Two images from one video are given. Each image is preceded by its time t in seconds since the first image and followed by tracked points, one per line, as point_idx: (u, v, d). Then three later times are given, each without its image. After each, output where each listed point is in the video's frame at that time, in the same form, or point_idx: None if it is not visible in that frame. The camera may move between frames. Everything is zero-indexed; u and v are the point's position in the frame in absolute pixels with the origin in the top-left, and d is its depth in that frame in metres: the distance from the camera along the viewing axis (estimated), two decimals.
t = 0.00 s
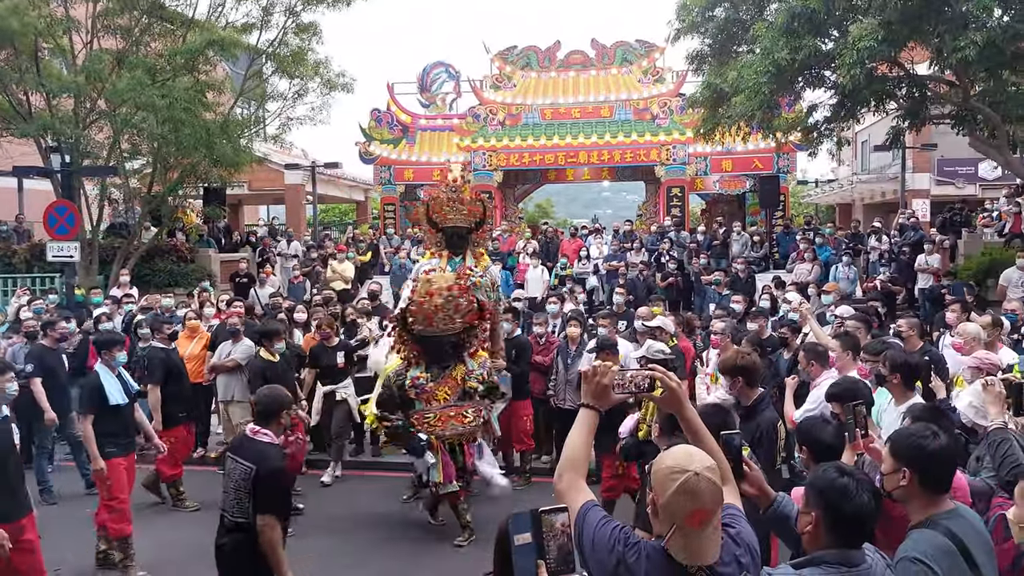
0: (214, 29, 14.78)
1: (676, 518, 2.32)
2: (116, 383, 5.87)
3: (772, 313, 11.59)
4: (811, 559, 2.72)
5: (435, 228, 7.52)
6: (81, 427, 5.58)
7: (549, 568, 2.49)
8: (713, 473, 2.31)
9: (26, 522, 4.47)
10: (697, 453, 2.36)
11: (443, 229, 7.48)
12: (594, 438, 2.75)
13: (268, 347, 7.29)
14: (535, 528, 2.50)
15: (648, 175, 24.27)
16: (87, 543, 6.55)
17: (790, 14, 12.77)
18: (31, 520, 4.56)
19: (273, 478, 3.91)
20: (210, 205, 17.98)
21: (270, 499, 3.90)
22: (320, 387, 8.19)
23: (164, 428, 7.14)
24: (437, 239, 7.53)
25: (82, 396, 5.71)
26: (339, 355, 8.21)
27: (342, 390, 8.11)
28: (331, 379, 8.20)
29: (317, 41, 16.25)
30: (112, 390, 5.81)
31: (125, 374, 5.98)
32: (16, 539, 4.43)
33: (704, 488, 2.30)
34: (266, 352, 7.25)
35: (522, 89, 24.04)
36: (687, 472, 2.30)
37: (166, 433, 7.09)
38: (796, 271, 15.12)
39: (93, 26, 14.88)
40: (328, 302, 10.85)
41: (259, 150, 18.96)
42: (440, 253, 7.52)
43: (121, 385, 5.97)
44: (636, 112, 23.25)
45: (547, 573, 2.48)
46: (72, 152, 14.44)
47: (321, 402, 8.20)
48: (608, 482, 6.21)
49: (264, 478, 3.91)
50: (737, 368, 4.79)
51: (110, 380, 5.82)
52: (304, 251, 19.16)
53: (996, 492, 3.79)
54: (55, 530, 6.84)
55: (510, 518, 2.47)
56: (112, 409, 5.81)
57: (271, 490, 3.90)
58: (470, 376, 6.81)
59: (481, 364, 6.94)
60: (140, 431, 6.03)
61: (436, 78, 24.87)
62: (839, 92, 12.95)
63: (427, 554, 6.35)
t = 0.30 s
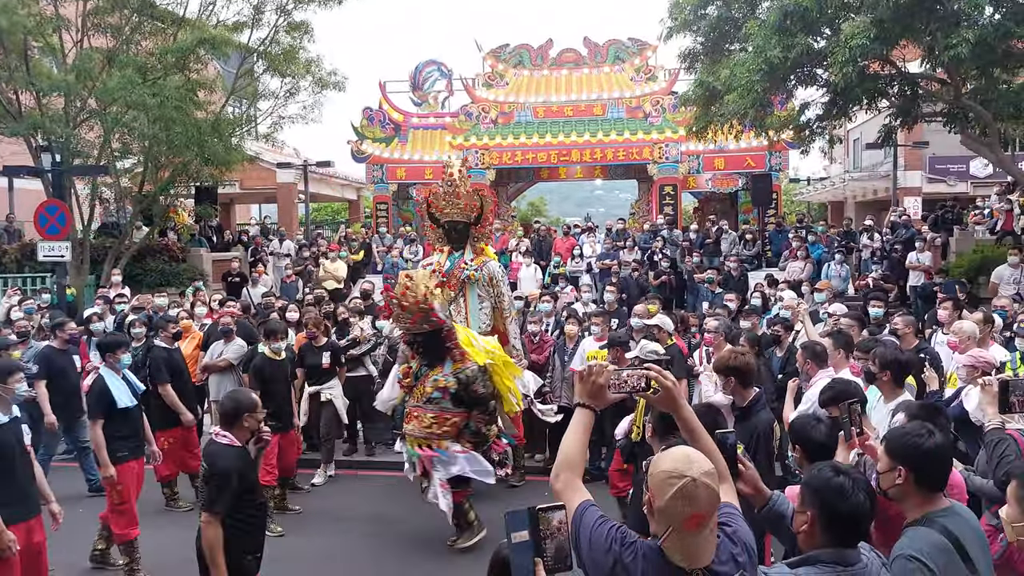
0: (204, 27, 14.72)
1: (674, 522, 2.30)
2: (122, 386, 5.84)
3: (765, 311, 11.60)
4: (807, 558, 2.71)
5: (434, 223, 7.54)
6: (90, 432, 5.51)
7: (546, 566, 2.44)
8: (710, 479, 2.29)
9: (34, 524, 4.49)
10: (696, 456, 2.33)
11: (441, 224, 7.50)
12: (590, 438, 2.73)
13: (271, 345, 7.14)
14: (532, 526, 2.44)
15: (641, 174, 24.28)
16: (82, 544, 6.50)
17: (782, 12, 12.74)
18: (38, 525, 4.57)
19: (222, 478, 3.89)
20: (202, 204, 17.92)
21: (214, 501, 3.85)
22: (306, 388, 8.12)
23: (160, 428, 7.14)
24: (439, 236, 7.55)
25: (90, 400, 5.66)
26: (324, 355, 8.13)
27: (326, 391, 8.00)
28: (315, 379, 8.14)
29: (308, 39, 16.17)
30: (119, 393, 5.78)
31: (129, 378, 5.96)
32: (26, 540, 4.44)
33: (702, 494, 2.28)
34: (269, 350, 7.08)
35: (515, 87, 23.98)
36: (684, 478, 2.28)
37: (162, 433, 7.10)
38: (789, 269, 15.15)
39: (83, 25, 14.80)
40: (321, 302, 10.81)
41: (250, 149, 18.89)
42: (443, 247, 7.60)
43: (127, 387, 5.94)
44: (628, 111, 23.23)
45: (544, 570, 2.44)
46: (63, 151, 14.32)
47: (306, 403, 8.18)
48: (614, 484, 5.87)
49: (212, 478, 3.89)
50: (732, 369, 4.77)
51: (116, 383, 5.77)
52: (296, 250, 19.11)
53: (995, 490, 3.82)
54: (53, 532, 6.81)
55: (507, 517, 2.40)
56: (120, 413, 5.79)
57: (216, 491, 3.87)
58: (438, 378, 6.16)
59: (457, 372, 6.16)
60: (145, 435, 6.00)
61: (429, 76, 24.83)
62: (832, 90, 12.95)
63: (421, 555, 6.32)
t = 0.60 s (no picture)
0: (196, 22, 14.64)
1: (671, 519, 2.28)
2: (128, 384, 5.78)
3: (758, 307, 11.61)
4: (804, 553, 2.68)
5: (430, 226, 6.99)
6: (100, 430, 5.43)
7: (547, 559, 2.37)
8: (708, 476, 2.26)
9: (29, 524, 4.44)
10: (693, 453, 2.30)
11: (437, 227, 6.94)
12: (587, 432, 2.70)
13: (267, 337, 6.97)
14: (534, 520, 2.36)
15: (634, 170, 24.25)
16: (76, 542, 6.48)
17: (776, 8, 12.73)
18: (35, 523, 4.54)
19: (176, 469, 3.92)
20: (194, 200, 17.85)
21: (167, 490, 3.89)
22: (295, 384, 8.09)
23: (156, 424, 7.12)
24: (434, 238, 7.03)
25: (98, 397, 5.61)
26: (311, 352, 8.02)
27: (313, 390, 8.06)
28: (302, 376, 8.12)
29: (300, 35, 16.06)
30: (126, 392, 5.73)
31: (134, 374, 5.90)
32: (21, 540, 4.40)
33: (699, 491, 2.25)
34: (263, 343, 6.94)
35: (507, 83, 24.09)
36: (682, 475, 2.25)
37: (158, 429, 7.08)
38: (782, 265, 15.16)
39: (73, 21, 14.71)
40: (315, 299, 10.75)
41: (242, 145, 18.81)
42: (440, 251, 7.04)
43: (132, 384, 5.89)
44: (621, 107, 23.19)
45: (545, 563, 2.37)
46: (53, 147, 14.21)
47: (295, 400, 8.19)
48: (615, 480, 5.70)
49: (164, 467, 3.92)
50: (723, 363, 4.75)
51: (123, 381, 5.72)
52: (288, 247, 19.06)
53: (999, 488, 3.78)
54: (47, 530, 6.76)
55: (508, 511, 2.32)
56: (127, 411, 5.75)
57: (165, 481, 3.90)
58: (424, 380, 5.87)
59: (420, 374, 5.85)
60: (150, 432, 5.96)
61: (421, 72, 24.81)
62: (825, 86, 12.94)
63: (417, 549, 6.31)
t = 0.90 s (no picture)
0: (190, 19, 14.61)
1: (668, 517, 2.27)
2: (130, 380, 5.88)
3: (752, 303, 11.62)
4: (801, 550, 2.68)
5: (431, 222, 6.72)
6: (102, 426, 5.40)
7: (546, 557, 2.36)
8: (704, 474, 2.25)
9: (21, 523, 4.43)
10: (689, 450, 2.29)
11: (436, 223, 6.66)
12: (581, 430, 2.68)
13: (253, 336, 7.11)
14: (532, 518, 2.34)
15: (629, 166, 24.26)
16: (70, 538, 6.45)
17: (770, 4, 12.74)
18: (25, 522, 4.52)
19: (137, 457, 4.00)
20: (188, 197, 17.81)
21: (134, 477, 3.97)
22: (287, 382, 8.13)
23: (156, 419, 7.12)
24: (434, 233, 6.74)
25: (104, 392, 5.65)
26: (302, 348, 8.15)
27: (306, 385, 8.09)
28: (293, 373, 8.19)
29: (294, 31, 16.03)
30: (129, 388, 5.85)
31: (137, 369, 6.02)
32: (13, 539, 4.39)
33: (695, 489, 2.25)
34: (249, 341, 7.05)
35: (503, 79, 23.86)
36: (678, 473, 2.24)
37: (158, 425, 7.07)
38: (776, 260, 15.18)
39: (67, 17, 14.64)
40: (309, 297, 10.73)
41: (236, 142, 18.77)
42: (442, 248, 6.72)
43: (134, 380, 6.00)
44: (616, 103, 23.19)
45: (544, 561, 2.35)
46: (47, 144, 14.14)
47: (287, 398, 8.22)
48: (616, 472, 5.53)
49: (130, 455, 4.01)
50: (718, 358, 4.76)
51: (126, 375, 5.84)
52: (283, 244, 19.03)
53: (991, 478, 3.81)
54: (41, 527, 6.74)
55: (506, 507, 2.31)
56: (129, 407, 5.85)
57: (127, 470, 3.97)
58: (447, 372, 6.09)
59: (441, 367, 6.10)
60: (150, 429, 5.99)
61: (416, 69, 24.76)
62: (819, 82, 12.95)
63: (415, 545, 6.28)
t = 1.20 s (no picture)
0: (185, 15, 14.59)
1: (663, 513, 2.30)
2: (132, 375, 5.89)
3: (747, 299, 11.66)
4: (794, 546, 2.72)
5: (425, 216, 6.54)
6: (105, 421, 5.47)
7: (542, 553, 2.39)
8: (699, 471, 2.28)
9: (8, 521, 4.46)
10: (683, 447, 2.32)
11: (430, 218, 6.52)
12: (574, 427, 2.72)
13: (244, 332, 7.15)
14: (528, 513, 2.38)
15: (624, 163, 24.28)
16: (64, 535, 6.47)
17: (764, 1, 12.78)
18: (14, 519, 4.54)
19: (98, 450, 4.03)
20: (183, 194, 17.80)
21: (100, 473, 3.99)
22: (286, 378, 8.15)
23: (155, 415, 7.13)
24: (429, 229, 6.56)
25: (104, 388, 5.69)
26: (298, 344, 8.18)
27: (302, 381, 8.12)
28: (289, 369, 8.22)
29: (289, 28, 16.01)
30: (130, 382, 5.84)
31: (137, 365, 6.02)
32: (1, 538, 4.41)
33: (689, 485, 2.28)
34: (240, 337, 7.10)
35: (498, 76, 24.00)
36: (672, 469, 2.27)
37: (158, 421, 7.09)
38: (771, 257, 15.23)
39: (61, 13, 14.59)
40: (304, 294, 10.75)
41: (231, 138, 18.73)
42: (435, 242, 6.63)
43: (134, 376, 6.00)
44: (611, 100, 23.20)
45: (540, 557, 2.38)
46: (41, 140, 14.13)
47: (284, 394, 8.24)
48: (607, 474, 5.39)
49: (96, 449, 4.03)
50: (712, 354, 4.80)
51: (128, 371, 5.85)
52: (278, 241, 19.02)
53: (986, 473, 3.85)
54: (36, 523, 6.76)
55: (503, 502, 2.33)
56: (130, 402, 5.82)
57: (92, 466, 3.98)
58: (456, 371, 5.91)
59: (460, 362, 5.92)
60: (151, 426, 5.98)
61: (411, 65, 24.78)
62: (814, 79, 12.97)
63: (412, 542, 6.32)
